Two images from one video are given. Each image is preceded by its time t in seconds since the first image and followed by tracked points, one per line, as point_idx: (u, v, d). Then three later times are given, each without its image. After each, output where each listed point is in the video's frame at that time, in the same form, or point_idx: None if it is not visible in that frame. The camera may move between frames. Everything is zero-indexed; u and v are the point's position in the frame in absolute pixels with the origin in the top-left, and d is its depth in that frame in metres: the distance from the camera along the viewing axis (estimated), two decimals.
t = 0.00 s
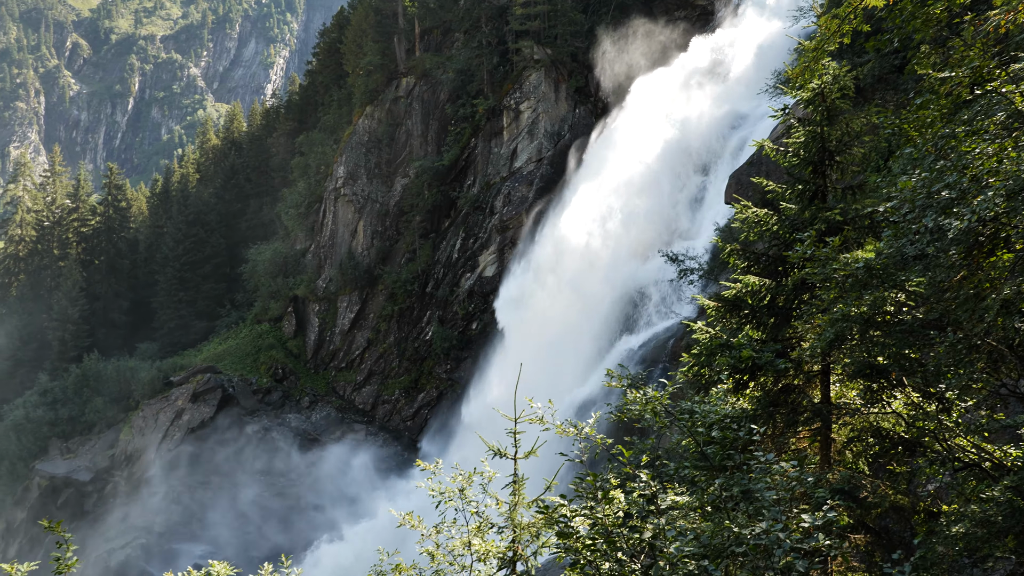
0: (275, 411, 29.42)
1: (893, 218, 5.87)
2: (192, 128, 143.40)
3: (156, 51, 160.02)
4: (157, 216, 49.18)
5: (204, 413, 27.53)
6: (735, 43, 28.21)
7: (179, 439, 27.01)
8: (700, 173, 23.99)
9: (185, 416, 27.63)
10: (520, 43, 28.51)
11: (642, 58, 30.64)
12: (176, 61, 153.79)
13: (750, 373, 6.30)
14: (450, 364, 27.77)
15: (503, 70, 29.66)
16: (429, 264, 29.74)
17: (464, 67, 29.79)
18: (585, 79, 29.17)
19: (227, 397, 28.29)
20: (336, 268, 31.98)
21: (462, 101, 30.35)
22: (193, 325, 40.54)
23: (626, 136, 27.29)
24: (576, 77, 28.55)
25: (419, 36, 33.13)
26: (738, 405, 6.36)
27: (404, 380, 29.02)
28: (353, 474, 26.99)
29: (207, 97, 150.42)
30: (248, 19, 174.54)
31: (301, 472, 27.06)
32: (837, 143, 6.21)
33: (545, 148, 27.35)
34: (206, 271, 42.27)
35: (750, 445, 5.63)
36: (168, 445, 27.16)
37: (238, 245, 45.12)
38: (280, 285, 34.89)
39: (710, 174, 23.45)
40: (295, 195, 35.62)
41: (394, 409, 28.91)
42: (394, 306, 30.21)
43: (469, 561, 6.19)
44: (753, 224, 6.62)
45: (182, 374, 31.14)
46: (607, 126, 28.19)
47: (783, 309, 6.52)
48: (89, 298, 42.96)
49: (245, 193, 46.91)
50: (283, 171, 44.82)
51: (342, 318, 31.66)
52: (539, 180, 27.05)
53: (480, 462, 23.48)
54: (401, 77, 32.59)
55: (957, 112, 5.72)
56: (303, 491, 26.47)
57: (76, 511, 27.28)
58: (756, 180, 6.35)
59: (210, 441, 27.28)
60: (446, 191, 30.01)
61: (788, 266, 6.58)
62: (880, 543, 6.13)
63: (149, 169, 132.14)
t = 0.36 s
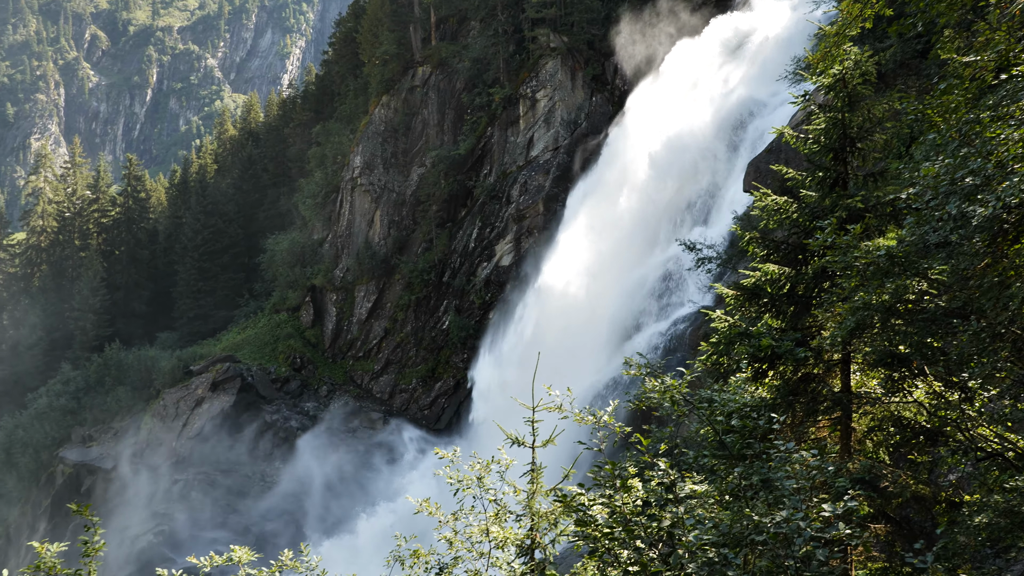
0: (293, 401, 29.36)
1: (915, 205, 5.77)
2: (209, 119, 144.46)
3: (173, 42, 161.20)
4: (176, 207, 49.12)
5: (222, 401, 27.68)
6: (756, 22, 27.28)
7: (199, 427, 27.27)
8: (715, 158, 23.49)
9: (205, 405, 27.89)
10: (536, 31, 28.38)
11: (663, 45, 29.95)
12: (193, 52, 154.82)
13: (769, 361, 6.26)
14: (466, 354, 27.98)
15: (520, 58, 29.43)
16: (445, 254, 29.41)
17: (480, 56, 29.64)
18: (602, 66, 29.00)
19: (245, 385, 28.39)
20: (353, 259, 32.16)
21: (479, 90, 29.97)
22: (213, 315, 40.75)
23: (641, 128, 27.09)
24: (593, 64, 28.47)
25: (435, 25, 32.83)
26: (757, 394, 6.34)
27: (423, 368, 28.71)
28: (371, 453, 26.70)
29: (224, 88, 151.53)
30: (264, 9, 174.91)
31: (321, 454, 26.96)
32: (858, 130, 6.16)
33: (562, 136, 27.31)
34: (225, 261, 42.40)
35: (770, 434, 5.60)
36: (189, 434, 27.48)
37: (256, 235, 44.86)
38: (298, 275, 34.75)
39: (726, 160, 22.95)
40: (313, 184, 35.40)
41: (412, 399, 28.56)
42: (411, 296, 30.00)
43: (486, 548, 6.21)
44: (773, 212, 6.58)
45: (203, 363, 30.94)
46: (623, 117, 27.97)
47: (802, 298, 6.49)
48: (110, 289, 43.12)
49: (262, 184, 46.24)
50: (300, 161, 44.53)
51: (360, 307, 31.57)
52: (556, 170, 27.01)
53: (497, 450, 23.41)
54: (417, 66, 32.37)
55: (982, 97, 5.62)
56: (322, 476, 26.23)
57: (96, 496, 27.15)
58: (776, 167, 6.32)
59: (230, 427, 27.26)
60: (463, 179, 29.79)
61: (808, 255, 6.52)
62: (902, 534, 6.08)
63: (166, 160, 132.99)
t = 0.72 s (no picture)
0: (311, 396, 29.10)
1: (940, 194, 5.65)
2: (229, 113, 144.90)
3: (193, 35, 162.05)
4: (196, 199, 46.78)
5: (245, 391, 27.60)
6: (782, 14, 26.63)
7: (221, 419, 27.06)
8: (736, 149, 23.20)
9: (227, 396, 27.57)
10: (555, 21, 27.67)
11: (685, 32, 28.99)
12: (213, 45, 155.24)
13: (791, 353, 6.23)
14: (485, 346, 27.84)
15: (539, 49, 28.40)
16: (464, 246, 29.27)
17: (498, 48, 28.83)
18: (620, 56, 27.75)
19: (266, 377, 28.41)
20: (372, 252, 31.49)
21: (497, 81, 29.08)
22: (234, 307, 40.94)
23: (660, 120, 26.71)
24: (611, 55, 27.47)
25: (453, 16, 32.11)
26: (779, 385, 6.30)
27: (442, 361, 28.85)
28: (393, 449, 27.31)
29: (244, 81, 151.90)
30: (282, 2, 174.62)
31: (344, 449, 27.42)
32: (883, 119, 6.09)
33: (580, 128, 26.57)
34: (246, 254, 42.46)
35: (793, 427, 5.57)
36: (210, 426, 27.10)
37: (275, 227, 45.04)
38: (318, 268, 33.83)
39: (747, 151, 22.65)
40: (331, 177, 34.87)
41: (430, 390, 28.85)
42: (430, 288, 29.64)
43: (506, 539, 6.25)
44: (795, 201, 6.51)
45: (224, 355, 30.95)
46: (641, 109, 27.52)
47: (825, 289, 6.44)
48: (133, 282, 43.20)
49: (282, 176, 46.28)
50: (319, 155, 43.53)
51: (379, 300, 31.14)
52: (575, 160, 26.39)
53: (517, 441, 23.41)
54: (436, 57, 31.88)
55: (1012, 84, 5.49)
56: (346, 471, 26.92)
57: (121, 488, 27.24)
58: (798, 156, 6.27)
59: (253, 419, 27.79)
60: (481, 171, 29.14)
61: (831, 245, 6.45)
62: (927, 527, 6.01)
63: (186, 154, 133.93)
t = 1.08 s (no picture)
0: (327, 389, 27.63)
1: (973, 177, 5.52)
2: (253, 102, 142.91)
3: (218, 25, 161.18)
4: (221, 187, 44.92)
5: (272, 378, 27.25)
6: None
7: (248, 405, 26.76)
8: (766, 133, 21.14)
9: (253, 382, 27.29)
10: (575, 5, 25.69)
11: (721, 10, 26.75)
12: (236, 35, 153.78)
13: (819, 339, 6.18)
14: (509, 332, 26.11)
15: (561, 35, 26.84)
16: (487, 233, 27.15)
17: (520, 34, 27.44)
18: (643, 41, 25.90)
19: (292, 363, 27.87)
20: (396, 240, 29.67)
21: (518, 67, 27.77)
22: (258, 296, 39.50)
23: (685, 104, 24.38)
24: (635, 39, 25.59)
25: None
26: (806, 372, 6.25)
27: (465, 347, 27.07)
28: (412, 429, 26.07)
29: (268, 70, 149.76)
30: None
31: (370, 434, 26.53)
32: (913, 101, 6.00)
33: (603, 114, 24.68)
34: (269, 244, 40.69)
35: (821, 413, 5.53)
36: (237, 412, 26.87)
37: (300, 216, 43.17)
38: (342, 256, 32.03)
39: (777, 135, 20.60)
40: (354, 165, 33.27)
41: (455, 377, 27.08)
42: (453, 275, 27.82)
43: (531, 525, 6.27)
44: (823, 186, 6.45)
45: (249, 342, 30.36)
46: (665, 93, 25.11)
47: (854, 274, 6.37)
48: (162, 270, 42.88)
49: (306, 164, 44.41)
50: (342, 144, 41.65)
51: (402, 287, 29.47)
52: (598, 147, 24.51)
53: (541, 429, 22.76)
54: (457, 44, 29.96)
55: None
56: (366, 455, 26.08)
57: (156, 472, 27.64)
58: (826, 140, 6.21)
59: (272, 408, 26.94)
60: (504, 158, 27.50)
61: (859, 230, 6.37)
62: (958, 515, 5.96)
63: (211, 143, 133.39)
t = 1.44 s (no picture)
0: (354, 381, 26.76)
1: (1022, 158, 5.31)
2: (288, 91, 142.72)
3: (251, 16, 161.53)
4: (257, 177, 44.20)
5: (306, 367, 27.27)
6: None
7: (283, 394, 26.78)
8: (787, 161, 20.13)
9: (289, 370, 27.35)
10: None
11: None
12: (269, 25, 153.96)
13: (857, 327, 6.11)
14: (542, 321, 24.91)
15: (593, 20, 25.90)
16: (520, 221, 26.10)
17: (552, 19, 26.75)
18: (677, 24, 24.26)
19: (326, 353, 27.59)
20: (428, 228, 28.96)
21: (551, 54, 26.73)
22: (292, 285, 37.83)
23: (702, 122, 23.09)
24: (669, 23, 24.06)
25: None
26: (845, 358, 6.15)
27: (498, 335, 25.98)
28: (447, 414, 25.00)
29: (302, 59, 149.28)
30: None
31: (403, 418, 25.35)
32: (957, 82, 5.93)
33: (636, 100, 23.46)
34: (304, 232, 39.05)
35: (860, 400, 5.40)
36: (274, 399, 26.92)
37: (334, 206, 42.10)
38: (376, 245, 31.66)
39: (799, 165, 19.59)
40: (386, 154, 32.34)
41: (487, 365, 26.11)
42: (485, 264, 26.94)
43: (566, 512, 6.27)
44: (863, 170, 6.37)
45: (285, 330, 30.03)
46: (679, 106, 23.59)
47: (894, 261, 6.28)
48: (199, 261, 42.46)
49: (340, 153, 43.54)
50: (375, 132, 40.57)
51: (434, 276, 28.54)
52: (631, 134, 23.35)
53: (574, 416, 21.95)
54: (489, 31, 28.94)
55: None
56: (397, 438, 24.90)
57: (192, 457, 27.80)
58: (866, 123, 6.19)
59: (303, 396, 26.61)
60: (537, 145, 26.28)
61: (900, 215, 6.31)
62: (1004, 505, 5.83)
63: (246, 134, 134.59)
